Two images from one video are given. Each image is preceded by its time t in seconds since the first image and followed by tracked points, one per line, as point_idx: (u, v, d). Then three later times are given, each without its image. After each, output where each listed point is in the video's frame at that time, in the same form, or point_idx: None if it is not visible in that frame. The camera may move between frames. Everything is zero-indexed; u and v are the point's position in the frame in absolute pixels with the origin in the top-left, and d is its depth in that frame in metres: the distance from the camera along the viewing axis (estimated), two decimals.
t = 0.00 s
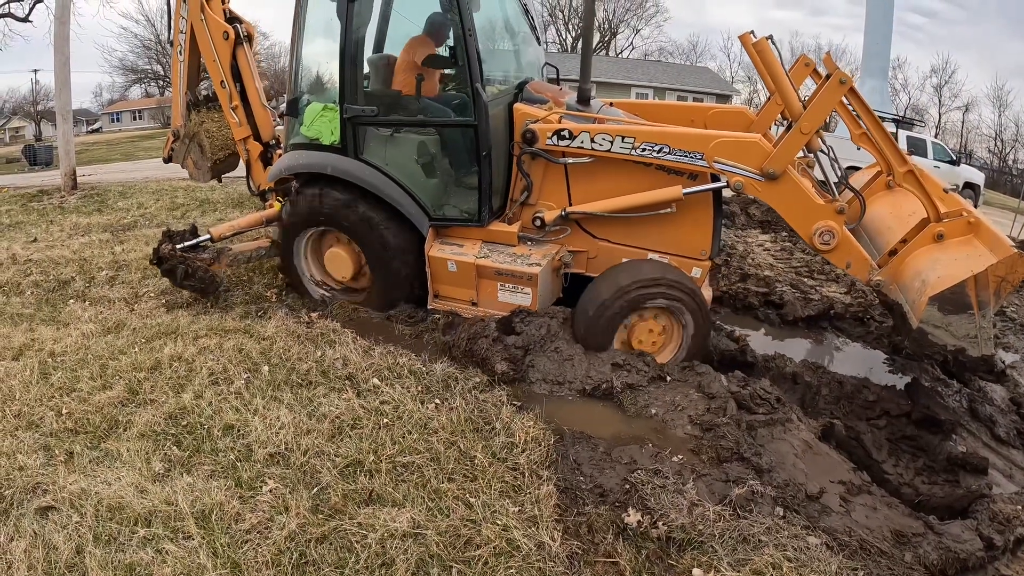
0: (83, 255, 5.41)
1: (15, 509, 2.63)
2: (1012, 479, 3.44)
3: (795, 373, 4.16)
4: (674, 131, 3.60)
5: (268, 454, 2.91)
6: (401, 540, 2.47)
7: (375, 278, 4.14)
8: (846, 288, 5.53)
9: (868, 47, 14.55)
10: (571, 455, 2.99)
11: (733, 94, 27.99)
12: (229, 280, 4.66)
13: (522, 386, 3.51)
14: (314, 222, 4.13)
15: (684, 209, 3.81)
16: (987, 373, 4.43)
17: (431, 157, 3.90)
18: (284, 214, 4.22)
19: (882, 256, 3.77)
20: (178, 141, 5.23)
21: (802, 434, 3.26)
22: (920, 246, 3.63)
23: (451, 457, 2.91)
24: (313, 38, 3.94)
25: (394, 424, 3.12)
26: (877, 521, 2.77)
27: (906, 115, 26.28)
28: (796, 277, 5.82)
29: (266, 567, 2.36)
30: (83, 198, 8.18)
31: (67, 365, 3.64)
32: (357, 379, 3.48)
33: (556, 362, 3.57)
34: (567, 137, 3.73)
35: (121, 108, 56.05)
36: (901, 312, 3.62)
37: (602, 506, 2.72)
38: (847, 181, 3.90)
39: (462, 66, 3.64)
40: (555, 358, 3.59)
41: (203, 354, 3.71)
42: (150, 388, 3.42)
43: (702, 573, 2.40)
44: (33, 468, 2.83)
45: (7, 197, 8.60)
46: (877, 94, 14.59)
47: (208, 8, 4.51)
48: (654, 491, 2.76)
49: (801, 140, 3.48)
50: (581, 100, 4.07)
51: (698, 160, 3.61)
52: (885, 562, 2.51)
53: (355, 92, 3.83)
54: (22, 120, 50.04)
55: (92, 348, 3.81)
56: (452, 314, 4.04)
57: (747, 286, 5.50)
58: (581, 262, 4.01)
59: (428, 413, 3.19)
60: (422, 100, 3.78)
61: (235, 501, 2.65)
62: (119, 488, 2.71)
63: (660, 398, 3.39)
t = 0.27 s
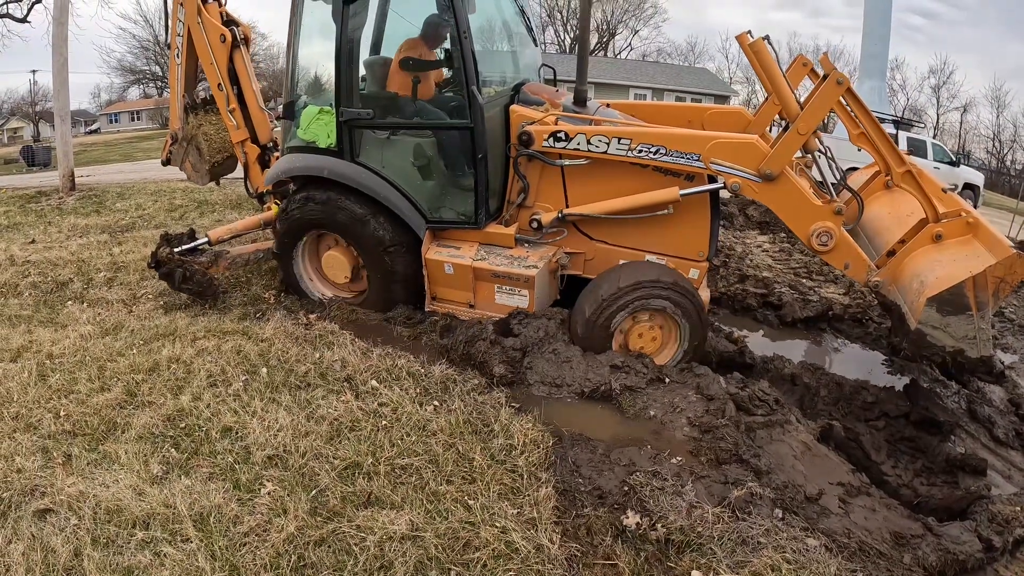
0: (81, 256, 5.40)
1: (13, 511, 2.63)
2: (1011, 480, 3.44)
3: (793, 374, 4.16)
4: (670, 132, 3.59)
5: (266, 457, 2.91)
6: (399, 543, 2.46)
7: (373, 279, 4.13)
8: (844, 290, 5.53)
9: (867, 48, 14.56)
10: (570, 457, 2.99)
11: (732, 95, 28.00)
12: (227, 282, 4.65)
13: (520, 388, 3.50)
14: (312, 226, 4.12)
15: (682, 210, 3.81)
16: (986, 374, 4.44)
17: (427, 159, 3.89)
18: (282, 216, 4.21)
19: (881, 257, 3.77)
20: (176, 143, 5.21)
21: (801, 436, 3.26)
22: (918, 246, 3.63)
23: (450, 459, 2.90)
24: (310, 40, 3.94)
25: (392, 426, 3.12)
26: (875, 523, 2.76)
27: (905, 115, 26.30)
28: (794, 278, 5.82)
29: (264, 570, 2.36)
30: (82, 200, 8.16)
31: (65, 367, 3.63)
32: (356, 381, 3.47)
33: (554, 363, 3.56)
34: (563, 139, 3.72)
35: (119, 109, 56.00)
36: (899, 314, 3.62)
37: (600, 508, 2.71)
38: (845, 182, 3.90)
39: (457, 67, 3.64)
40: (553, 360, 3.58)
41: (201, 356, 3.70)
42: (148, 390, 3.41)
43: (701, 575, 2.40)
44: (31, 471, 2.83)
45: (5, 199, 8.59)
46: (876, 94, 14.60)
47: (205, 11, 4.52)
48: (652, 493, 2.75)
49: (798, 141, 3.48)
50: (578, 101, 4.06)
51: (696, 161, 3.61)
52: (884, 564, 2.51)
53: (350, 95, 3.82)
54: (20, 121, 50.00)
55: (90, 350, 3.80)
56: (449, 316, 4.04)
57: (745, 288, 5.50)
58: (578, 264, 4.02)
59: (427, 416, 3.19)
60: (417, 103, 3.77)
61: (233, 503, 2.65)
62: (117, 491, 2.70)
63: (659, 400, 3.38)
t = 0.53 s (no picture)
0: (76, 258, 5.38)
1: (5, 514, 2.61)
2: (1007, 479, 3.43)
3: (789, 374, 4.16)
4: (666, 133, 3.59)
5: (260, 459, 2.89)
6: (393, 545, 2.45)
7: (368, 280, 4.12)
8: (840, 290, 5.54)
9: (863, 49, 14.59)
10: (565, 458, 2.98)
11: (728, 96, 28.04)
12: (221, 283, 4.64)
13: (516, 389, 3.49)
14: (306, 228, 4.12)
15: (677, 211, 3.80)
16: (982, 374, 4.44)
17: (422, 160, 3.88)
18: (276, 217, 4.20)
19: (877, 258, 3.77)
20: (170, 144, 5.20)
21: (797, 436, 3.25)
22: (914, 247, 3.62)
23: (444, 461, 2.89)
24: (305, 41, 3.93)
25: (387, 427, 3.11)
26: (872, 523, 2.76)
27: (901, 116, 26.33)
28: (790, 278, 5.82)
29: (257, 573, 2.34)
30: (76, 201, 8.14)
31: (59, 369, 3.61)
32: (350, 382, 3.46)
33: (549, 364, 3.55)
34: (559, 139, 3.71)
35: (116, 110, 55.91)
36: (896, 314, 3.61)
37: (595, 509, 2.70)
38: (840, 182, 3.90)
39: (452, 68, 3.63)
40: (548, 360, 3.57)
41: (196, 358, 3.69)
42: (142, 392, 3.40)
43: None
44: (23, 473, 2.81)
45: None
46: (871, 95, 14.63)
47: (199, 11, 4.51)
48: (648, 494, 2.74)
49: (794, 142, 3.48)
50: (573, 102, 4.06)
51: (691, 162, 3.60)
52: (881, 565, 2.50)
53: (346, 96, 3.81)
54: (17, 122, 49.92)
55: (84, 351, 3.79)
56: (445, 317, 4.04)
57: (741, 288, 5.49)
58: (574, 265, 4.02)
59: (421, 417, 3.18)
60: (412, 103, 3.76)
61: (227, 506, 2.63)
62: (111, 493, 2.69)
63: (655, 401, 3.37)
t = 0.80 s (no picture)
0: (67, 260, 5.35)
1: None
2: (999, 476, 3.45)
3: (781, 372, 4.17)
4: (656, 132, 3.59)
5: (252, 460, 2.89)
6: (386, 546, 2.45)
7: (360, 281, 4.11)
8: (832, 287, 5.55)
9: (854, 48, 14.64)
10: (557, 458, 2.98)
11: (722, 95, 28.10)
12: (213, 285, 4.63)
13: (508, 388, 3.50)
14: (297, 229, 4.11)
15: (668, 210, 3.81)
16: (973, 371, 4.47)
17: (413, 161, 3.88)
18: (268, 218, 4.19)
19: (867, 256, 3.78)
20: (161, 146, 5.18)
21: (789, 434, 3.26)
22: (905, 245, 3.64)
23: (436, 461, 2.89)
24: (295, 41, 3.92)
25: (379, 428, 3.10)
26: (864, 520, 2.77)
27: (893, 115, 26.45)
28: (782, 276, 5.84)
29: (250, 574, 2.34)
30: (67, 203, 8.10)
31: (50, 372, 3.60)
32: (342, 383, 3.46)
33: (541, 364, 3.55)
34: (549, 139, 3.71)
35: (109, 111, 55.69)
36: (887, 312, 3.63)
37: (588, 509, 2.71)
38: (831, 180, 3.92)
39: (442, 68, 3.63)
40: (540, 360, 3.57)
41: (187, 360, 3.68)
42: (134, 394, 3.39)
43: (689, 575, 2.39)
44: (15, 476, 2.80)
45: None
46: (863, 93, 14.68)
47: (190, 12, 4.50)
48: (640, 493, 2.75)
49: (784, 140, 3.49)
50: (564, 101, 4.06)
51: (682, 161, 3.61)
52: (873, 562, 2.51)
53: (336, 96, 3.81)
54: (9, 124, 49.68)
55: (76, 354, 3.77)
56: (436, 317, 4.04)
57: (733, 286, 5.51)
58: (565, 264, 4.02)
59: (413, 417, 3.18)
60: (402, 103, 3.76)
61: (219, 507, 2.63)
62: (102, 496, 2.68)
63: (646, 400, 3.38)
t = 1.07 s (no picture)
0: (61, 261, 5.35)
1: None
2: (993, 474, 3.45)
3: (774, 371, 4.17)
4: (648, 132, 3.60)
5: (244, 461, 2.89)
6: (378, 545, 2.45)
7: (354, 281, 4.11)
8: (826, 287, 5.56)
9: (849, 47, 14.67)
10: (550, 457, 2.98)
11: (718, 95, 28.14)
12: (206, 285, 4.62)
13: (500, 388, 3.50)
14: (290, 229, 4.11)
15: (661, 209, 3.82)
16: (966, 369, 4.48)
17: (406, 161, 3.88)
18: (261, 219, 4.19)
19: (860, 255, 3.79)
20: (155, 146, 5.19)
21: (782, 433, 3.27)
22: (897, 243, 3.64)
23: (429, 460, 2.90)
24: (289, 41, 3.92)
25: (372, 428, 3.11)
26: (857, 519, 2.77)
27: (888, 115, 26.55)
28: (776, 275, 5.85)
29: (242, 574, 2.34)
30: (61, 204, 8.09)
31: (44, 373, 3.59)
32: (335, 383, 3.46)
33: (534, 363, 3.56)
34: (541, 139, 3.72)
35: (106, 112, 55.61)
36: (879, 310, 3.63)
37: (580, 508, 2.71)
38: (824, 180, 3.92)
39: (435, 68, 3.64)
40: (532, 360, 3.58)
41: (181, 360, 3.68)
42: (127, 395, 3.38)
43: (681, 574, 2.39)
44: (8, 477, 2.80)
45: None
46: (858, 93, 14.71)
47: (183, 13, 4.50)
48: (632, 492, 2.75)
49: (776, 140, 3.50)
50: (557, 101, 4.07)
51: (674, 161, 3.61)
52: (866, 561, 2.51)
53: (328, 97, 3.81)
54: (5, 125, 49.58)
55: (69, 355, 3.77)
56: (429, 317, 4.04)
57: (727, 286, 5.52)
58: (558, 264, 4.03)
59: (406, 417, 3.18)
60: (395, 103, 3.76)
61: (212, 507, 2.63)
62: (96, 496, 2.67)
63: (639, 399, 3.39)
